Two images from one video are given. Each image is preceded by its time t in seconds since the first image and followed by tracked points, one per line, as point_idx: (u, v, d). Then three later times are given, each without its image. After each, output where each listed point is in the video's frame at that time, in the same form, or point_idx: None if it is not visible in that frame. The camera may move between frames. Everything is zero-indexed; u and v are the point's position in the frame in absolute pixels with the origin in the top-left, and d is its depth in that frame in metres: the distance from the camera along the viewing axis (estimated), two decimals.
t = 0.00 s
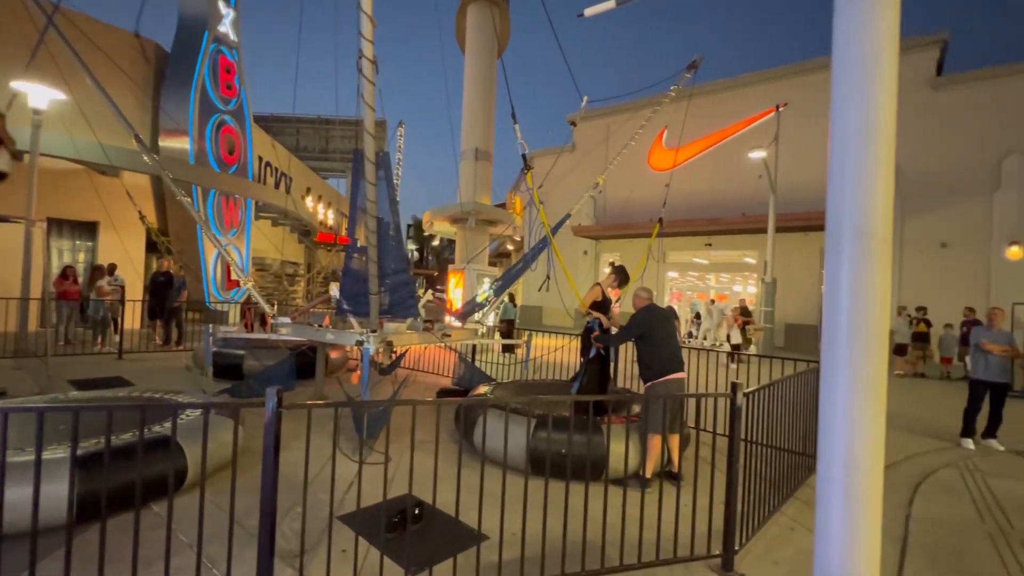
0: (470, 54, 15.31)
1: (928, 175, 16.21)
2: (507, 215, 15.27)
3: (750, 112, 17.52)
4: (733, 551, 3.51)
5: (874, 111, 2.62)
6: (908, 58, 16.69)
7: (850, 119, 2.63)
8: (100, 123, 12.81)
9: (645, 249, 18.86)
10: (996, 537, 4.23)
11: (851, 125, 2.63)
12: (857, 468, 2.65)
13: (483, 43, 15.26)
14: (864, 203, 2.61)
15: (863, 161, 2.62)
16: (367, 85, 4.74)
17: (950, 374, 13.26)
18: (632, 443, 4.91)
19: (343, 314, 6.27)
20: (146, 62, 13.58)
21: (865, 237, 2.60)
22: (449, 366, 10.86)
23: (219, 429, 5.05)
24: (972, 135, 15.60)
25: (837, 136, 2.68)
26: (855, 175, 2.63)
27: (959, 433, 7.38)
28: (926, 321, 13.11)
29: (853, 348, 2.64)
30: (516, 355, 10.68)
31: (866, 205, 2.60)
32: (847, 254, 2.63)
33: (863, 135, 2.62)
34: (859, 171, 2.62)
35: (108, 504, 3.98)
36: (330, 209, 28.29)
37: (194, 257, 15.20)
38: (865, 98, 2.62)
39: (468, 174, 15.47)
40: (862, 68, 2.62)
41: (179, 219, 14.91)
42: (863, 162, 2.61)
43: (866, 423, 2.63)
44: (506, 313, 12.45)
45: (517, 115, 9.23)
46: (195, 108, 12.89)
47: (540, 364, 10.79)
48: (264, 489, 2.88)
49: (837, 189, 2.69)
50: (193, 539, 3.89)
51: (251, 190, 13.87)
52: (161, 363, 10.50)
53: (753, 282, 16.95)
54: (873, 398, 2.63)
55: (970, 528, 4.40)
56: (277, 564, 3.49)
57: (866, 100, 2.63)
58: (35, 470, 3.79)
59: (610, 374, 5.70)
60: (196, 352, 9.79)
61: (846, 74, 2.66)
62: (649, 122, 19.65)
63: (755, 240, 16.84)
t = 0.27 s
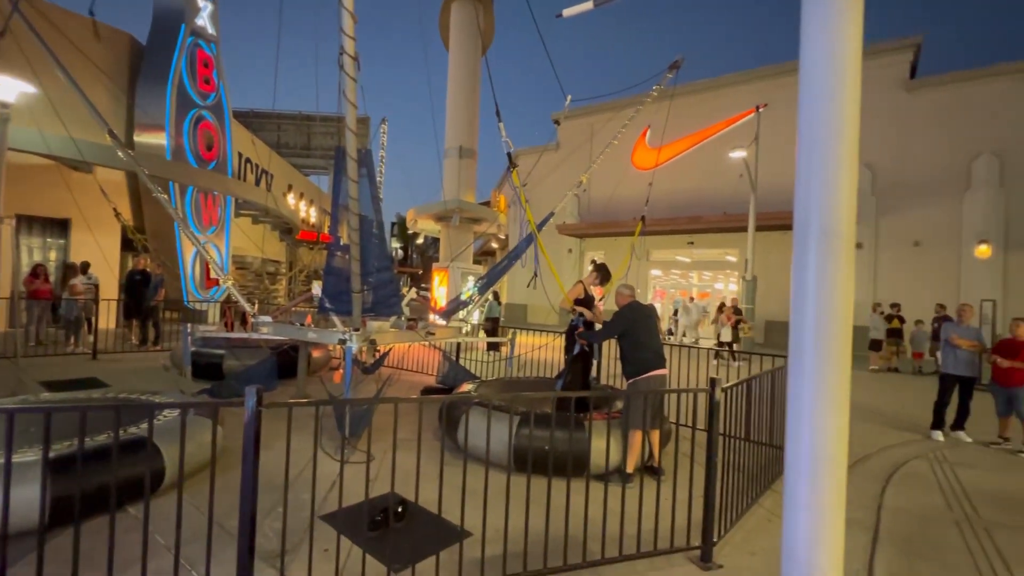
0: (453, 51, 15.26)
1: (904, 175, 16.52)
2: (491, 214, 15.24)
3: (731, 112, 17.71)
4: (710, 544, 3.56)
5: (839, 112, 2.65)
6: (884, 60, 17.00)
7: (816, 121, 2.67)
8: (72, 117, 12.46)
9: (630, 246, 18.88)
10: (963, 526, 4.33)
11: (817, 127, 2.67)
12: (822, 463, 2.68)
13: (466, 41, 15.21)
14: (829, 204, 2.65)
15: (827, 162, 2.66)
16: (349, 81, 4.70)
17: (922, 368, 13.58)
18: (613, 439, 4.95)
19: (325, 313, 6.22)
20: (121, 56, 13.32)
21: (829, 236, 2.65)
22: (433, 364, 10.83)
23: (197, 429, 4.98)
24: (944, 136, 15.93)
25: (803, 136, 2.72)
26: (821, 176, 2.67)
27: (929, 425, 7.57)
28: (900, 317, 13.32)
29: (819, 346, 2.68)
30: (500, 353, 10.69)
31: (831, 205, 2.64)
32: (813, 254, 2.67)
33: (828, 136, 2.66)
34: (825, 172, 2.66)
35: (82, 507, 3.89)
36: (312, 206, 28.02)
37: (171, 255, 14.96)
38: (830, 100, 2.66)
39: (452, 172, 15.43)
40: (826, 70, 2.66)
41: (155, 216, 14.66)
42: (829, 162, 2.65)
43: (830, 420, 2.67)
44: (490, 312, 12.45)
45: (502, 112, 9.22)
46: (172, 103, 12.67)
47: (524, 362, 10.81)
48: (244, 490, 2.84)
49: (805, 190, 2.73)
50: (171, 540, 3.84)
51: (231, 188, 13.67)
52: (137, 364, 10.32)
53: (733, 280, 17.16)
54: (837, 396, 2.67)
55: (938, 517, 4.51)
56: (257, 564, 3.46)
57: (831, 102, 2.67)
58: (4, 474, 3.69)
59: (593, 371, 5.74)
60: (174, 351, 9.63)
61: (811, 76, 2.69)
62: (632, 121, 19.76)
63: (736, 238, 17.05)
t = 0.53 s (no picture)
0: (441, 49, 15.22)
1: (885, 176, 16.76)
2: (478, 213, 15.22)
3: (717, 112, 17.84)
4: (695, 539, 3.58)
5: (811, 114, 2.69)
6: (865, 62, 17.23)
7: (788, 122, 2.71)
8: (49, 113, 12.23)
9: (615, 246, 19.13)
10: (937, 518, 4.41)
11: (789, 128, 2.71)
12: (794, 461, 2.72)
13: (453, 39, 15.16)
14: (801, 205, 2.68)
15: (798, 162, 2.70)
16: (334, 80, 4.67)
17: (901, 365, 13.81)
18: (599, 437, 4.97)
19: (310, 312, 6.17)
20: (100, 52, 13.12)
21: (802, 235, 2.68)
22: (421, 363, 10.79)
23: (179, 430, 4.91)
24: (923, 138, 16.20)
25: (776, 137, 2.75)
26: (793, 177, 2.70)
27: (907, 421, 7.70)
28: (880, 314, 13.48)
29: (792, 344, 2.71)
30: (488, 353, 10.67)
31: (804, 206, 2.67)
32: (786, 254, 2.70)
33: (800, 138, 2.69)
34: (796, 172, 2.69)
35: (61, 511, 3.83)
36: (299, 205, 27.75)
37: (152, 255, 14.75)
38: (802, 101, 2.69)
39: (440, 170, 15.38)
40: (797, 72, 2.69)
41: (136, 215, 14.45)
42: (800, 163, 2.68)
43: (802, 418, 2.70)
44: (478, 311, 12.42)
45: (489, 112, 9.20)
46: (152, 100, 12.48)
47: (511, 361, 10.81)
48: (227, 492, 2.82)
49: (778, 190, 2.76)
50: (153, 543, 3.79)
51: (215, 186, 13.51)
52: (118, 365, 10.16)
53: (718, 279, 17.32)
54: (810, 394, 2.70)
55: (914, 509, 4.58)
56: (241, 566, 3.43)
57: (803, 103, 2.70)
58: None
59: (580, 369, 5.76)
60: (156, 352, 9.49)
61: (784, 77, 2.72)
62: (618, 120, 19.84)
63: (721, 238, 17.20)
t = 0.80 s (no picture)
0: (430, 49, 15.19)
1: (870, 176, 16.94)
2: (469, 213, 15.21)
3: (706, 113, 17.94)
4: (682, 534, 3.61)
5: (790, 109, 2.57)
6: (851, 63, 17.40)
7: (768, 115, 2.57)
8: (30, 111, 12.06)
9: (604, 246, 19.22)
10: (919, 512, 4.47)
11: (769, 122, 2.57)
12: (773, 469, 2.60)
13: (443, 38, 15.13)
14: (780, 204, 2.56)
15: (777, 159, 2.57)
16: (323, 80, 4.65)
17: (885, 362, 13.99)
18: (588, 435, 4.98)
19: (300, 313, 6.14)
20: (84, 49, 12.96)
21: (782, 235, 2.55)
22: (412, 364, 10.76)
23: (166, 433, 4.87)
24: (907, 139, 16.38)
25: (755, 133, 2.62)
26: (773, 175, 2.57)
27: (890, 417, 7.80)
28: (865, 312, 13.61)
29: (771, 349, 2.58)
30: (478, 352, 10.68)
31: (784, 204, 2.54)
32: (765, 253, 2.58)
33: (778, 133, 2.57)
34: (776, 168, 2.56)
35: (46, 514, 3.78)
36: (287, 204, 27.55)
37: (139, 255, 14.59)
38: (782, 96, 2.56)
39: (430, 170, 15.35)
40: (775, 64, 2.56)
41: (122, 215, 14.28)
42: (781, 159, 2.56)
43: (781, 425, 2.58)
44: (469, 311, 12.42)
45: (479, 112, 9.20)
46: (138, 99, 12.36)
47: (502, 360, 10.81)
48: (215, 494, 2.79)
49: (757, 187, 2.62)
50: (140, 546, 3.76)
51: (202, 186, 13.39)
52: (104, 367, 10.04)
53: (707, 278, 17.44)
54: (789, 400, 2.58)
55: (897, 504, 4.64)
56: (230, 568, 3.40)
57: (782, 97, 2.56)
58: None
59: (571, 368, 5.78)
60: (142, 353, 9.39)
61: (762, 70, 2.60)
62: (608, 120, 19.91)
63: (709, 238, 17.31)
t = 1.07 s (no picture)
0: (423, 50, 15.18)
1: (860, 177, 17.07)
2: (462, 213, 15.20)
3: (698, 114, 18.03)
4: (675, 531, 3.63)
5: (774, 112, 2.59)
6: (841, 64, 17.52)
7: (754, 117, 2.60)
8: (17, 111, 11.94)
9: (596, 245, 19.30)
10: (907, 507, 4.52)
11: (754, 124, 2.60)
12: (759, 466, 2.61)
13: (436, 39, 15.11)
14: (766, 203, 2.58)
15: (763, 160, 2.59)
16: (315, 81, 4.64)
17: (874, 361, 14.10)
18: (580, 435, 4.99)
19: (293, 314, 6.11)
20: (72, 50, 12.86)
21: (768, 235, 2.57)
22: (405, 365, 10.74)
23: (157, 436, 4.84)
24: (895, 140, 16.53)
25: (740, 134, 2.63)
26: (758, 175, 2.59)
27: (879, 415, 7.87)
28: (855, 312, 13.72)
29: (757, 350, 2.59)
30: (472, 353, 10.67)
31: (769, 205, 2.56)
32: (750, 252, 2.59)
33: (763, 134, 2.58)
34: (761, 169, 2.58)
35: (36, 519, 3.75)
36: (279, 205, 27.43)
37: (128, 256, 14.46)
38: (766, 98, 2.58)
39: (423, 171, 15.34)
40: (761, 66, 2.58)
41: (110, 216, 14.16)
42: (766, 160, 2.58)
43: (767, 423, 2.59)
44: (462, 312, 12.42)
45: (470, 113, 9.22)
46: (127, 99, 12.27)
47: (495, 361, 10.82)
48: (209, 497, 2.78)
49: (743, 187, 2.64)
50: (132, 550, 3.73)
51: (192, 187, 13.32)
52: (93, 369, 9.95)
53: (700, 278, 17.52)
54: (774, 398, 2.59)
55: (886, 500, 4.69)
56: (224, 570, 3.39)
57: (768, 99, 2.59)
58: None
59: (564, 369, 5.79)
60: (132, 356, 9.31)
61: (747, 72, 2.62)
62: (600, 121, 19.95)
63: (702, 238, 17.39)
